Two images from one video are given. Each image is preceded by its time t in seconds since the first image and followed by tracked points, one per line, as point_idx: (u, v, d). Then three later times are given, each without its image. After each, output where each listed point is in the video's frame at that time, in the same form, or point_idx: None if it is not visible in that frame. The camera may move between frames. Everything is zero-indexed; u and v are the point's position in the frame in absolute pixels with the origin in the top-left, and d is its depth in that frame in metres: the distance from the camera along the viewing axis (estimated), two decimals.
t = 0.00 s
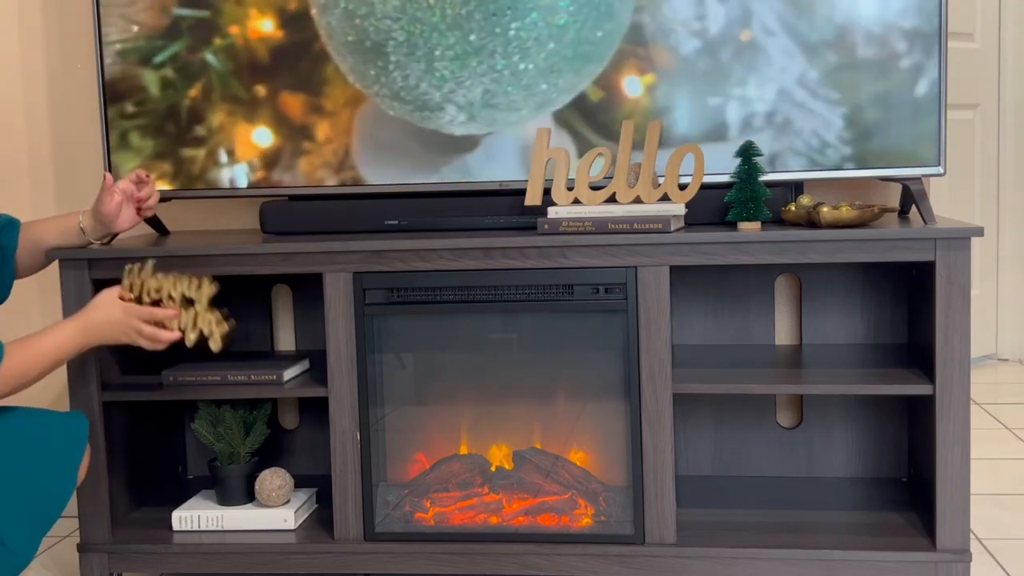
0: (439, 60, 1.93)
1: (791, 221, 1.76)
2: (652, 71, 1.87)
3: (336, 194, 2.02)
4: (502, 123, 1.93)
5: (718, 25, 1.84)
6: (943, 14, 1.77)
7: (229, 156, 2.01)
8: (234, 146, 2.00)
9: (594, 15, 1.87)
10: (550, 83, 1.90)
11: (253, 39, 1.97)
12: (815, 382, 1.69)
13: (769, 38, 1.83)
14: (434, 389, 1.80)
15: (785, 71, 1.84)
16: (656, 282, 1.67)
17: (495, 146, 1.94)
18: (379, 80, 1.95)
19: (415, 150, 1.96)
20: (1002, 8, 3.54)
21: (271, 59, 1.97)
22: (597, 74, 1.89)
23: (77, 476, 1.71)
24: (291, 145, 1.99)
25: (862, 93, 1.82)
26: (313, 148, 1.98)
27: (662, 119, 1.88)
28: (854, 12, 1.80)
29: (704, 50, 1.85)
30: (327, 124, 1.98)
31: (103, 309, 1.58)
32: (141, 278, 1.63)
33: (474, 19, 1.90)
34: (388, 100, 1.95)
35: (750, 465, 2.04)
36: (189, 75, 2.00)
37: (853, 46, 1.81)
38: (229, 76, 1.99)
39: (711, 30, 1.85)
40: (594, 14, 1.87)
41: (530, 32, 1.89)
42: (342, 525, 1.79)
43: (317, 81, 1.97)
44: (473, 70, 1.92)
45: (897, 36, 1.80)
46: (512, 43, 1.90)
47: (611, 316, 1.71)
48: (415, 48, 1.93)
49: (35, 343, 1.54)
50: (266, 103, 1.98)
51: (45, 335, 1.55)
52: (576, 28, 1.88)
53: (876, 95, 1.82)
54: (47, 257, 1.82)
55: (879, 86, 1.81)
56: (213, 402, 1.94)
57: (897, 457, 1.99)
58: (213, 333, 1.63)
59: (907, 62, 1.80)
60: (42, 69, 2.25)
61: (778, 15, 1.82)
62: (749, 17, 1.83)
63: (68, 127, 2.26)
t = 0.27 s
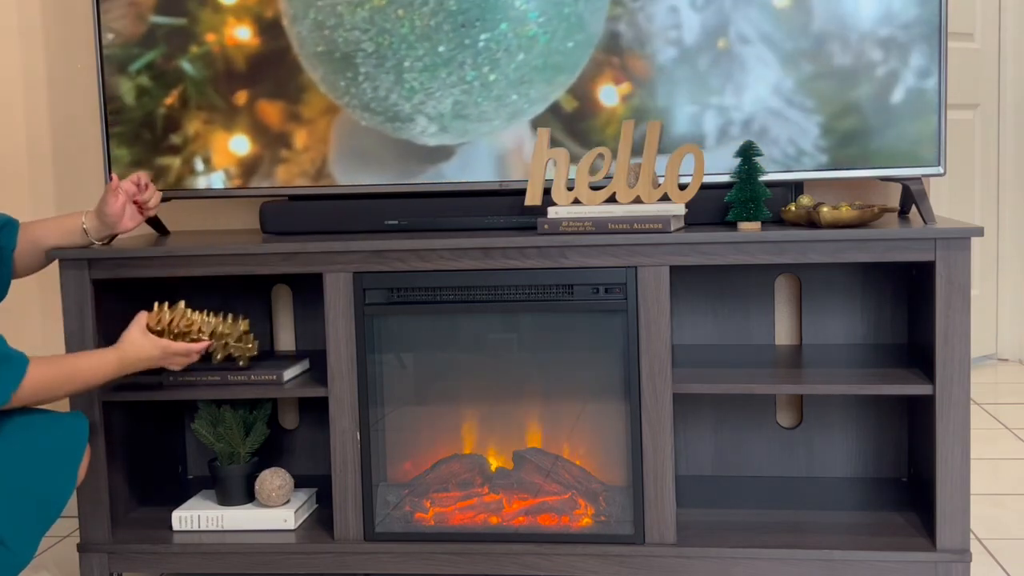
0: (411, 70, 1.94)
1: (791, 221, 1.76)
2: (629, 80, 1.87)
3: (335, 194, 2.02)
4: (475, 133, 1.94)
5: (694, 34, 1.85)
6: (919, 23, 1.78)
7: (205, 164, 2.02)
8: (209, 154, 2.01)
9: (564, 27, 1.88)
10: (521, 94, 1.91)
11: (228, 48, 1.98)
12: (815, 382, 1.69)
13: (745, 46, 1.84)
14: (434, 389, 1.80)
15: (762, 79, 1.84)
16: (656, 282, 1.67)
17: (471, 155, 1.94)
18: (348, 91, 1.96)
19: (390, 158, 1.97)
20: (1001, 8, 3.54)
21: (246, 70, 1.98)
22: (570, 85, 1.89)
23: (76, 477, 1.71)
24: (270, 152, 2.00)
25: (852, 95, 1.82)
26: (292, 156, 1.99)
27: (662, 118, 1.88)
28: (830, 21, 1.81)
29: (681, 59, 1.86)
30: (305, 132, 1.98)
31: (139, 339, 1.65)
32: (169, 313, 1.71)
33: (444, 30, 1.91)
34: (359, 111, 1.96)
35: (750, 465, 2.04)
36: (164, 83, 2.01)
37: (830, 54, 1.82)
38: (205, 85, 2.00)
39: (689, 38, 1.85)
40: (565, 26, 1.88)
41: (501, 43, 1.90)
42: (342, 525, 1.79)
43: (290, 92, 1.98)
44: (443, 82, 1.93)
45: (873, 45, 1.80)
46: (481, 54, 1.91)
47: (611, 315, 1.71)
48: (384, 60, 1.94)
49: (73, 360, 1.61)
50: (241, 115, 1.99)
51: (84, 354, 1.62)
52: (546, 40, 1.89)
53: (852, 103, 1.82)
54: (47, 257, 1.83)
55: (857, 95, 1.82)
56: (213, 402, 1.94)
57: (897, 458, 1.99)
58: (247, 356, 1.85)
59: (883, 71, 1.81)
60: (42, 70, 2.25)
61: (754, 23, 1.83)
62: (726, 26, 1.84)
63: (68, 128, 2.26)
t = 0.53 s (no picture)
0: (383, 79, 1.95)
1: (791, 221, 1.76)
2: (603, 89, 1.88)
3: (334, 194, 2.02)
4: (441, 143, 1.95)
5: (671, 43, 1.85)
6: (896, 32, 1.79)
7: (177, 172, 2.02)
8: (182, 162, 2.02)
9: (531, 36, 1.89)
10: (487, 104, 1.92)
11: (199, 55, 1.99)
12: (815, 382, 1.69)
13: (722, 55, 1.84)
14: (434, 389, 1.80)
15: (739, 89, 1.85)
16: (657, 282, 1.67)
17: (441, 164, 1.95)
18: (313, 101, 1.97)
19: (359, 167, 1.98)
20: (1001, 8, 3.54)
21: (217, 78, 1.98)
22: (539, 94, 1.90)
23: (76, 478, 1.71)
24: (246, 160, 2.00)
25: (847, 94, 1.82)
26: (267, 163, 2.00)
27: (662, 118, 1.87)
28: (809, 28, 1.81)
29: (657, 68, 1.86)
30: (281, 139, 1.99)
31: (166, 330, 1.70)
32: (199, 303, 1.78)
33: (409, 39, 1.93)
34: (326, 121, 1.97)
35: (750, 465, 2.04)
36: (137, 90, 2.01)
37: (808, 63, 1.82)
38: (178, 91, 2.00)
39: (666, 47, 1.86)
40: (531, 35, 1.89)
41: (468, 52, 1.91)
42: (342, 525, 1.79)
43: (260, 101, 1.99)
44: (407, 91, 1.94)
45: (851, 54, 1.81)
46: (446, 63, 1.92)
47: (611, 315, 1.71)
48: (348, 69, 1.96)
49: (104, 349, 1.66)
50: (214, 124, 2.00)
51: (114, 343, 1.67)
52: (513, 49, 1.90)
53: (831, 112, 1.83)
54: (47, 256, 1.83)
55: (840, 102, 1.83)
56: (213, 402, 1.94)
57: (897, 458, 1.99)
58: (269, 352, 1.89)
59: (861, 81, 1.82)
60: (42, 69, 2.25)
61: (732, 32, 1.84)
62: (702, 35, 1.84)
63: (68, 128, 2.26)
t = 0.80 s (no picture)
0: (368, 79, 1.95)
1: (791, 221, 1.76)
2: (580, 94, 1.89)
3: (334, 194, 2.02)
4: (403, 147, 1.96)
5: (650, 47, 1.86)
6: (877, 39, 1.80)
7: (147, 174, 2.03)
8: (152, 165, 2.02)
9: (494, 37, 1.90)
10: (451, 104, 1.94)
11: (170, 56, 1.99)
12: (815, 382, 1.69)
13: (701, 60, 1.85)
14: (434, 389, 1.80)
15: (717, 95, 1.85)
16: (656, 282, 1.67)
17: (409, 168, 1.97)
18: (272, 102, 1.98)
19: (331, 171, 1.99)
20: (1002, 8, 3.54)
21: (190, 80, 1.99)
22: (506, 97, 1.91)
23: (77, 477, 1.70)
24: (219, 163, 2.01)
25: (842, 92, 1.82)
26: (242, 166, 2.00)
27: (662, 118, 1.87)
28: (791, 34, 1.82)
29: (635, 71, 1.87)
30: (257, 144, 1.99)
31: (169, 322, 1.79)
32: (200, 296, 1.86)
33: (370, 40, 1.93)
34: (292, 122, 1.98)
35: (750, 465, 2.04)
36: (108, 92, 2.02)
37: (789, 69, 1.83)
38: (149, 93, 2.01)
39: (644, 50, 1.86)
40: (499, 36, 1.90)
41: (434, 53, 1.92)
42: (342, 525, 1.79)
43: (234, 104, 1.99)
44: (366, 93, 1.95)
45: (830, 60, 1.82)
46: (406, 63, 1.93)
47: (611, 315, 1.71)
48: (305, 69, 1.97)
49: (115, 337, 1.73)
50: (187, 127, 2.00)
51: (123, 332, 1.75)
52: (479, 50, 1.91)
53: (813, 119, 1.84)
54: (48, 256, 1.82)
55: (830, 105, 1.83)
56: (213, 402, 1.94)
57: (897, 458, 1.99)
58: (267, 349, 1.89)
59: (840, 87, 1.82)
60: (43, 69, 2.25)
61: (710, 36, 1.84)
62: (681, 39, 1.85)
63: (68, 127, 2.26)
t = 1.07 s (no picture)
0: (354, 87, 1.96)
1: (791, 221, 1.76)
2: (548, 106, 1.89)
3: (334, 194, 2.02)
4: (347, 159, 1.98)
5: (621, 59, 1.87)
6: (848, 52, 1.81)
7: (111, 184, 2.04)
8: (118, 175, 2.04)
9: (438, 49, 1.92)
10: (395, 117, 1.96)
11: (136, 66, 2.01)
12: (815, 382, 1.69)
13: (670, 73, 1.86)
14: (434, 389, 1.80)
15: (685, 108, 1.86)
16: (656, 282, 1.67)
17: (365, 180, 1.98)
18: (215, 111, 2.00)
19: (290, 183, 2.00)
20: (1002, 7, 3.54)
21: (157, 91, 2.01)
22: (457, 110, 1.93)
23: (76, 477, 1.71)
24: (189, 172, 2.02)
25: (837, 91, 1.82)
26: (211, 176, 2.01)
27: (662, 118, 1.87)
28: (763, 47, 1.83)
29: (604, 82, 1.88)
30: (226, 153, 2.01)
31: (178, 329, 1.81)
32: (206, 303, 1.90)
33: (308, 52, 1.96)
34: (239, 133, 2.00)
35: (750, 465, 2.04)
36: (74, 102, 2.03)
37: (759, 82, 1.84)
38: (115, 102, 2.02)
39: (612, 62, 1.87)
40: (441, 49, 1.92)
41: (378, 65, 1.95)
42: (342, 525, 1.79)
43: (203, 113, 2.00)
44: (306, 104, 1.98)
45: (801, 74, 1.83)
46: (345, 75, 1.96)
47: (611, 315, 1.71)
48: (245, 79, 1.99)
49: (125, 343, 1.75)
50: (158, 137, 2.02)
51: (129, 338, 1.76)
52: (420, 63, 1.93)
53: (788, 132, 1.84)
54: (48, 256, 1.81)
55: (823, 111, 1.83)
56: (213, 402, 1.94)
57: (897, 458, 1.99)
58: (275, 343, 1.89)
59: (811, 100, 1.83)
60: (43, 69, 2.25)
61: (679, 49, 1.85)
62: (649, 51, 1.86)
63: (68, 127, 2.26)
